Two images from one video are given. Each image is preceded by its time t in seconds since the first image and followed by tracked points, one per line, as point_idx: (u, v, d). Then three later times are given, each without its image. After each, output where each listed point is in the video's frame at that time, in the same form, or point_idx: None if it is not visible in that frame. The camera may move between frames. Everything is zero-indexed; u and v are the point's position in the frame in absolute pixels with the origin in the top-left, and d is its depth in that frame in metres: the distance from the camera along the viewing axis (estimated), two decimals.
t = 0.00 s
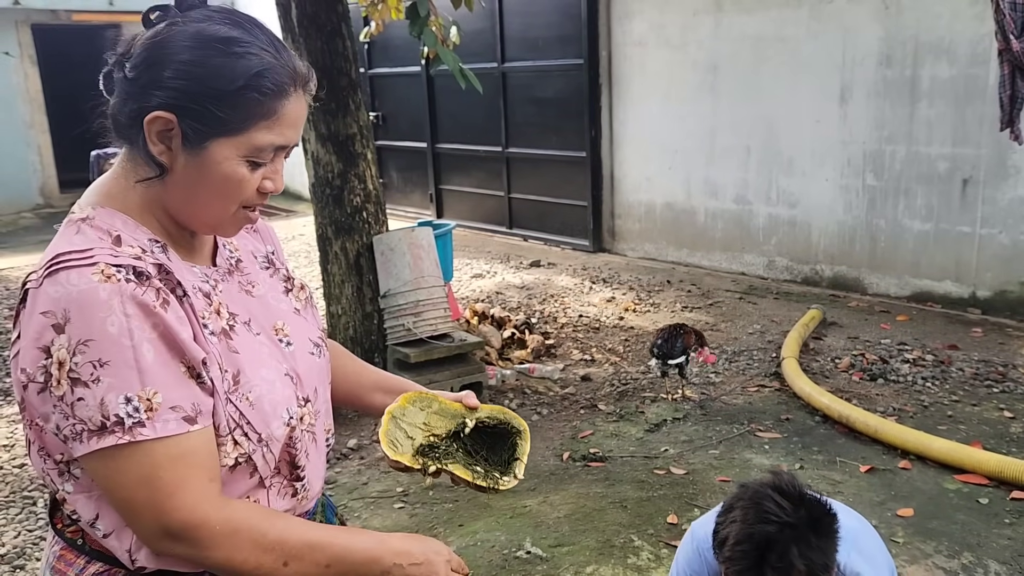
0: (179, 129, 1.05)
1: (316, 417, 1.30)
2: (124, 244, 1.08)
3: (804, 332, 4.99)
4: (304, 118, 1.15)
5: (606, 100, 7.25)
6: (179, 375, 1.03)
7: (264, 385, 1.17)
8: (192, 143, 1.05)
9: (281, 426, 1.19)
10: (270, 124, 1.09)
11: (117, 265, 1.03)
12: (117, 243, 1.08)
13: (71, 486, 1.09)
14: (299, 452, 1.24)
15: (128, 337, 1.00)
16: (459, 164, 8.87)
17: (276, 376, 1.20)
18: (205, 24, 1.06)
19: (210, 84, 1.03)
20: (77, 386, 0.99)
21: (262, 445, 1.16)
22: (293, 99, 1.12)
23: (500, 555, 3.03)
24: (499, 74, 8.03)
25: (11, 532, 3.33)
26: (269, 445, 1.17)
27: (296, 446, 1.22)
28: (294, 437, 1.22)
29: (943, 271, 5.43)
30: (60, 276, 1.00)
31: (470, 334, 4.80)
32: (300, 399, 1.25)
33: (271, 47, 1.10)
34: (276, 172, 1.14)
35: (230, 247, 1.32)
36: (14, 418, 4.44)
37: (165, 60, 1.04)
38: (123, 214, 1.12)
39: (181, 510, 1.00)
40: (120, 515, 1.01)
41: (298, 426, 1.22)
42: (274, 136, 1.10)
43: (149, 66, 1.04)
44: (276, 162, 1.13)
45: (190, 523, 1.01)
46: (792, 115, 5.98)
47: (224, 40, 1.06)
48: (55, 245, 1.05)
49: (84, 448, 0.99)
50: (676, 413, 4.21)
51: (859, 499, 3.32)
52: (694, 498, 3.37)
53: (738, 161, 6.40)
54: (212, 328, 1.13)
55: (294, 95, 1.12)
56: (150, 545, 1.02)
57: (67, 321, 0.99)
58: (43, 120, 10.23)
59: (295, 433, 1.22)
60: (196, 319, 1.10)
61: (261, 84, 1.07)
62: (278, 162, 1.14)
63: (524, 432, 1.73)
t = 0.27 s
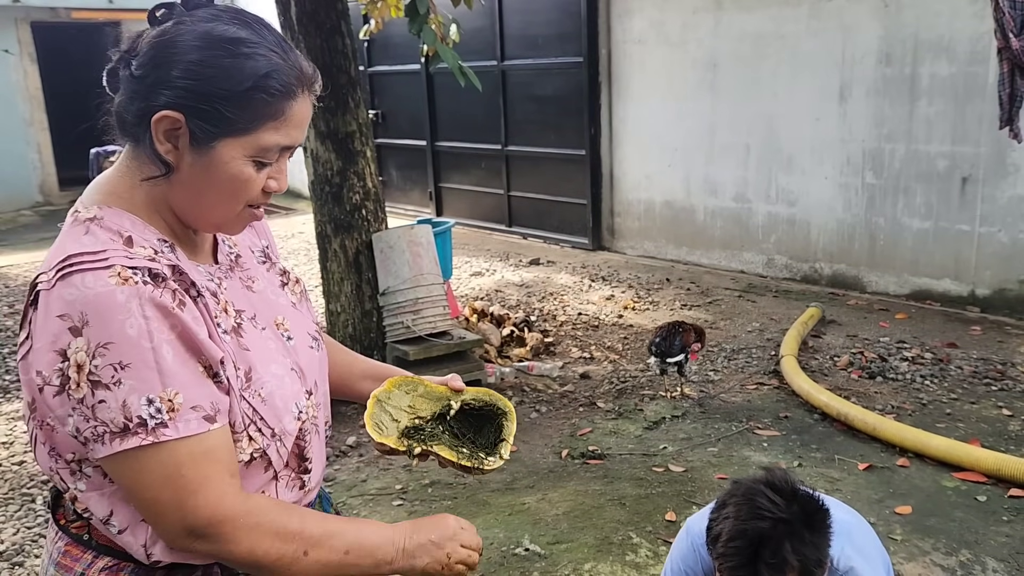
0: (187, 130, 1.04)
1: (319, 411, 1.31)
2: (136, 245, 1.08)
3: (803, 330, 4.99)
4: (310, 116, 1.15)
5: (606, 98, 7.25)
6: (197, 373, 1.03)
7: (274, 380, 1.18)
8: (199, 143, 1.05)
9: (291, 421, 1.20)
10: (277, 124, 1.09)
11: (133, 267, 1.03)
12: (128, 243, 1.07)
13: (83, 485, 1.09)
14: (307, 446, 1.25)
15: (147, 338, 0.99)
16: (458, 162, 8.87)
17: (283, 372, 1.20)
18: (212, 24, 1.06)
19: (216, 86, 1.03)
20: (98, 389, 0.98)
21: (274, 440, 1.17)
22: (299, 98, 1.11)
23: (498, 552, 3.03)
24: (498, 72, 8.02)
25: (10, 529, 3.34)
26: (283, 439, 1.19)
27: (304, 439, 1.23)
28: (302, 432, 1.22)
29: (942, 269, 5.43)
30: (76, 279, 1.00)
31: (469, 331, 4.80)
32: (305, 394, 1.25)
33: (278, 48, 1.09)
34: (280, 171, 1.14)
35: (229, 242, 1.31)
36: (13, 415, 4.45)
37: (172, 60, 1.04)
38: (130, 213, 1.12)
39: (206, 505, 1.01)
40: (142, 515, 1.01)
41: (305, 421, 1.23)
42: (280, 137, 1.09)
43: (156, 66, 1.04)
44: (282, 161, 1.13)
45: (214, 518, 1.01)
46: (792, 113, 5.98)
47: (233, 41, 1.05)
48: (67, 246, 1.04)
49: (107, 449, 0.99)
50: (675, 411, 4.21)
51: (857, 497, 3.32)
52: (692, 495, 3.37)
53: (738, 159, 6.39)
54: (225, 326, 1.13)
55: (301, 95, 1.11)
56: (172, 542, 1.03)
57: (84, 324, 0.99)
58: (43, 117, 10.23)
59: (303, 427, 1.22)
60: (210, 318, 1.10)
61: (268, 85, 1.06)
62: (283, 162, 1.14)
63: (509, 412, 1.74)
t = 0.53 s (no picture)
0: (189, 127, 1.04)
1: (318, 403, 1.32)
2: (141, 241, 1.08)
3: (801, 328, 5.00)
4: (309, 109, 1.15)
5: (605, 96, 7.25)
6: (207, 365, 1.03)
7: (278, 372, 1.19)
8: (201, 140, 1.05)
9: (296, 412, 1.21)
10: (278, 118, 1.09)
11: (139, 264, 1.03)
12: (133, 240, 1.07)
13: (85, 482, 1.09)
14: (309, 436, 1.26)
15: (157, 333, 1.00)
16: (457, 160, 8.87)
17: (284, 365, 1.21)
18: (209, 20, 1.06)
19: (216, 84, 1.03)
20: (109, 383, 0.98)
21: (284, 431, 1.19)
22: (299, 92, 1.11)
23: (496, 549, 3.04)
24: (498, 70, 8.02)
25: (9, 526, 3.34)
26: (290, 430, 1.20)
27: (308, 429, 1.24)
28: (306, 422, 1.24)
29: (941, 268, 5.43)
30: (83, 275, 1.00)
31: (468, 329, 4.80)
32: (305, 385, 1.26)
33: (276, 42, 1.09)
34: (282, 165, 1.14)
35: (227, 236, 1.32)
36: (12, 412, 4.45)
37: (172, 57, 1.03)
38: (133, 210, 1.12)
39: (214, 500, 0.99)
40: (151, 506, 1.01)
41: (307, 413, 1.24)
42: (281, 130, 1.10)
43: (156, 64, 1.04)
44: (283, 155, 1.14)
45: (222, 514, 1.00)
46: (790, 112, 5.98)
47: (230, 37, 1.05)
48: (71, 243, 1.05)
49: (117, 443, 0.98)
50: (673, 408, 4.22)
51: (855, 494, 3.32)
52: (690, 493, 3.37)
53: (737, 158, 6.40)
54: (229, 321, 1.14)
55: (300, 88, 1.11)
56: (181, 535, 1.02)
57: (93, 320, 0.99)
58: (42, 115, 10.23)
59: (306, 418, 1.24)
60: (216, 313, 1.10)
61: (268, 80, 1.06)
62: (285, 155, 1.14)
63: (500, 404, 1.73)
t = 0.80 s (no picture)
0: (183, 123, 1.04)
1: (316, 401, 1.32)
2: (132, 235, 1.07)
3: (800, 327, 5.00)
4: (302, 102, 1.15)
5: (604, 95, 7.25)
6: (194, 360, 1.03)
7: (273, 369, 1.19)
8: (197, 134, 1.05)
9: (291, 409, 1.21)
10: (271, 108, 1.09)
11: (126, 257, 1.02)
12: (124, 235, 1.07)
13: (80, 474, 1.09)
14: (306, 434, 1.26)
15: (136, 329, 0.98)
16: (456, 159, 8.87)
17: (280, 362, 1.21)
18: (198, 13, 1.05)
19: (210, 77, 1.03)
20: (88, 377, 0.98)
21: (280, 428, 1.19)
22: (290, 82, 1.11)
23: (495, 547, 3.04)
24: (497, 68, 8.01)
25: (7, 524, 3.34)
26: (285, 427, 1.20)
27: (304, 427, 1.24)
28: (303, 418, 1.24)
29: (939, 266, 5.44)
30: (70, 269, 1.00)
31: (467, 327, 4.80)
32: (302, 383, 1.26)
33: (266, 33, 1.09)
34: (280, 157, 1.14)
35: (227, 234, 1.32)
36: (10, 410, 4.45)
37: (162, 52, 1.03)
38: (128, 206, 1.12)
39: (193, 494, 0.99)
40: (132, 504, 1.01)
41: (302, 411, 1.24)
42: (275, 121, 1.10)
43: (148, 59, 1.03)
44: (279, 147, 1.13)
45: (203, 507, 1.00)
46: (789, 110, 5.98)
47: (219, 29, 1.04)
48: (61, 237, 1.05)
49: (96, 438, 0.98)
50: (671, 407, 4.22)
51: (853, 492, 3.33)
52: (688, 491, 3.38)
53: (735, 156, 6.40)
54: (221, 318, 1.13)
55: (291, 79, 1.11)
56: (163, 531, 1.02)
57: (77, 313, 0.98)
58: (40, 113, 10.22)
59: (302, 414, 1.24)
60: (206, 308, 1.10)
61: (259, 71, 1.06)
62: (281, 148, 1.14)
63: (500, 411, 1.73)
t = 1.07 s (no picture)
0: (171, 120, 1.04)
1: (314, 401, 1.31)
2: (122, 232, 1.07)
3: (800, 326, 5.00)
4: (293, 96, 1.14)
5: (604, 95, 7.25)
6: (186, 354, 1.02)
7: (266, 368, 1.18)
8: (185, 130, 1.05)
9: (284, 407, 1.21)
10: (260, 103, 1.08)
11: (115, 253, 1.03)
12: (114, 231, 1.07)
13: (69, 474, 1.09)
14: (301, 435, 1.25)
15: (131, 322, 0.98)
16: (456, 159, 8.87)
17: (274, 361, 1.20)
18: (185, 8, 1.06)
19: (200, 69, 1.03)
20: (87, 371, 0.98)
21: (271, 426, 1.18)
22: (280, 75, 1.10)
23: (494, 546, 3.04)
24: (496, 68, 8.01)
25: (7, 523, 3.34)
26: (277, 425, 1.19)
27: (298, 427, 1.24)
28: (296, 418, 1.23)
29: (939, 266, 5.44)
30: (59, 265, 1.00)
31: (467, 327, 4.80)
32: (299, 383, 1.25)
33: (254, 27, 1.09)
34: (273, 152, 1.14)
35: (226, 233, 1.32)
36: (11, 410, 4.45)
37: (151, 49, 1.03)
38: (121, 204, 1.12)
39: (205, 482, 1.00)
40: (143, 496, 1.00)
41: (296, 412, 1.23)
42: (265, 115, 1.09)
43: (139, 54, 1.03)
44: (270, 142, 1.13)
45: (217, 493, 1.00)
46: (789, 110, 5.98)
47: (206, 23, 1.04)
48: (55, 232, 1.05)
49: (98, 432, 0.98)
50: (671, 406, 4.22)
51: (853, 492, 3.33)
52: (688, 490, 3.38)
53: (735, 156, 6.40)
54: (214, 313, 1.13)
55: (281, 71, 1.11)
56: (177, 521, 1.02)
57: (68, 309, 0.99)
58: (40, 112, 10.23)
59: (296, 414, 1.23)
60: (197, 304, 1.10)
61: (246, 65, 1.05)
62: (273, 143, 1.13)
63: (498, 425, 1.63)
